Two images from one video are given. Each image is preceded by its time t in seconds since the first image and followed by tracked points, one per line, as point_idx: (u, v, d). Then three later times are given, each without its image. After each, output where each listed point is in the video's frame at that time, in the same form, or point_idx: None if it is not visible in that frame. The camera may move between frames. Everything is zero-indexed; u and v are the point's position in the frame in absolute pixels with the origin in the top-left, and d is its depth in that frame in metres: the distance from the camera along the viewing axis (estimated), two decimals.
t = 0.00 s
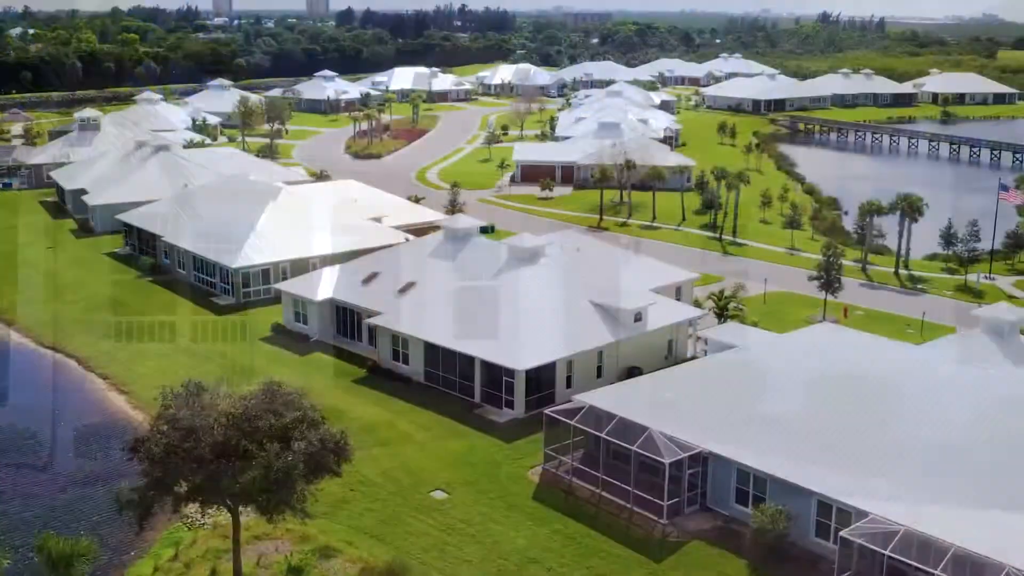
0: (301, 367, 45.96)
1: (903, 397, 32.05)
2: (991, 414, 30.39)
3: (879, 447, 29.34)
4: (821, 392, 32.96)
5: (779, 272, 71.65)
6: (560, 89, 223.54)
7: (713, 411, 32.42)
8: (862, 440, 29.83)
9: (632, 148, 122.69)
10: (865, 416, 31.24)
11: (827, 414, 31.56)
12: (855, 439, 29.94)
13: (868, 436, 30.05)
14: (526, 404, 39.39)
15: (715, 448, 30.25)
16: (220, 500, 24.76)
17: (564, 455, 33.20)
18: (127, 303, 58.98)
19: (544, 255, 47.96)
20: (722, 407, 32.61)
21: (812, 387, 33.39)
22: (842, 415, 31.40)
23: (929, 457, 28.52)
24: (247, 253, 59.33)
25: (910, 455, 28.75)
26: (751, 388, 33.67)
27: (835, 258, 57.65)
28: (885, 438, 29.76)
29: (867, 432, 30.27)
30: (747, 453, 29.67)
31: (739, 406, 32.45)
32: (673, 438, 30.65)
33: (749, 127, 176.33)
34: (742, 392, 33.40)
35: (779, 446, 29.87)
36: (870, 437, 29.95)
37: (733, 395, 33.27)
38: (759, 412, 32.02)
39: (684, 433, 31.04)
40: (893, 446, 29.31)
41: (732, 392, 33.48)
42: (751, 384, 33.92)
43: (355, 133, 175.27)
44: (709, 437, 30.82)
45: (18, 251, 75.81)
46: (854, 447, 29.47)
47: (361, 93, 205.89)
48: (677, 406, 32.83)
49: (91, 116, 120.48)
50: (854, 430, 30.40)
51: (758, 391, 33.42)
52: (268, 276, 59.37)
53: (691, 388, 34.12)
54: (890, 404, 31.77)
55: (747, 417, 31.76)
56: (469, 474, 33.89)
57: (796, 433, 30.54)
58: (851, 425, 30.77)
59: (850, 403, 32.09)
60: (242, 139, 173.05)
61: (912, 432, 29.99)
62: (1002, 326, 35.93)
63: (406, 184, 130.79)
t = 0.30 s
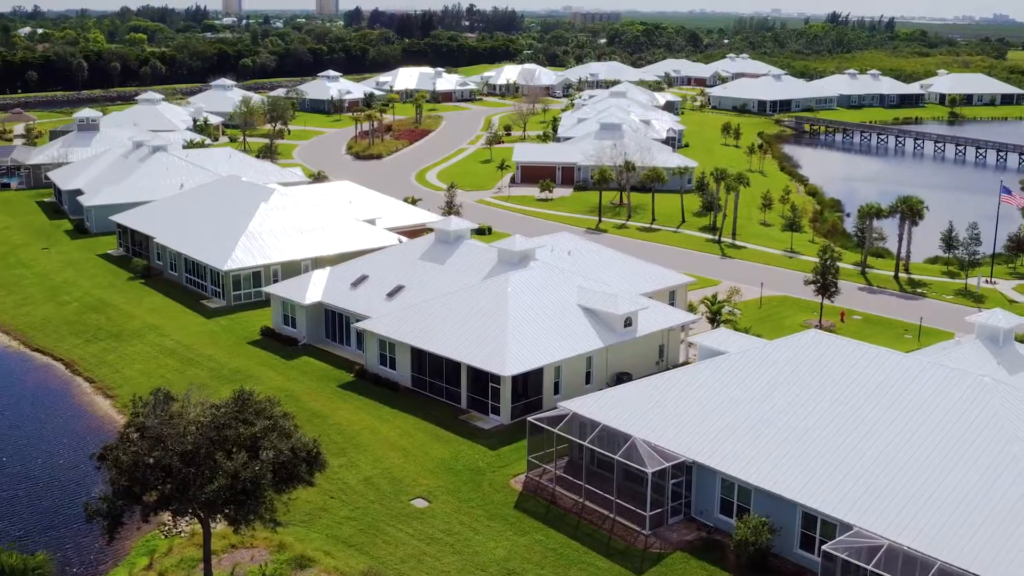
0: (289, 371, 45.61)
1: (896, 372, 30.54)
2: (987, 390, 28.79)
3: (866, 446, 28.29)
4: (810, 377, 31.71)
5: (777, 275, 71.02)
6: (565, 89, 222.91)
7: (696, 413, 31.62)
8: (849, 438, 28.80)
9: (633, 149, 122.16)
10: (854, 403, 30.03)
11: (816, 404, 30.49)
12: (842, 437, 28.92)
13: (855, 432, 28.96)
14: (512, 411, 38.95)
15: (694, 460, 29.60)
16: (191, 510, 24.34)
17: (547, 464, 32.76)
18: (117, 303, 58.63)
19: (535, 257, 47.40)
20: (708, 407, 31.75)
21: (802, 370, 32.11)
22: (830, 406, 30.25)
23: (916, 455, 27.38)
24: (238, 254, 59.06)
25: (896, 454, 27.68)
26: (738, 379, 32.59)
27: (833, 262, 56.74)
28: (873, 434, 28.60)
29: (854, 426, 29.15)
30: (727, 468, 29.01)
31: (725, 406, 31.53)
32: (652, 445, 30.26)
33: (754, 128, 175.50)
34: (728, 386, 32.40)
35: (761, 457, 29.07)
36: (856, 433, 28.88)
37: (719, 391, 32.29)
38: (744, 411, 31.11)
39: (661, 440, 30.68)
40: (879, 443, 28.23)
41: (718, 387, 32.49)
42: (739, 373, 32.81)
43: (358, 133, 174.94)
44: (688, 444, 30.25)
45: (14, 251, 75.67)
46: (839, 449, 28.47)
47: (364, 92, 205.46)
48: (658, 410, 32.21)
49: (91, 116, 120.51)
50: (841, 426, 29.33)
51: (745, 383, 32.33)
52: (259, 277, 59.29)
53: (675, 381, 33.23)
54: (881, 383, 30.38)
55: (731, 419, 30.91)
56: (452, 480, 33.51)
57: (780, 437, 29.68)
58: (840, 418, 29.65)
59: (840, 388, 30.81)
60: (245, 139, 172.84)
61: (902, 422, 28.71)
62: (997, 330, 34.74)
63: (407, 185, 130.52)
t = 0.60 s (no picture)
0: (278, 375, 45.10)
1: (890, 379, 29.95)
2: (982, 399, 28.17)
3: (857, 455, 27.71)
4: (803, 383, 31.12)
5: (778, 279, 70.22)
6: (574, 89, 222.14)
7: (686, 420, 31.07)
8: (841, 446, 28.19)
9: (637, 150, 121.45)
10: (846, 410, 29.45)
11: (808, 411, 29.92)
12: (833, 445, 28.32)
13: (847, 440, 28.38)
14: (501, 417, 38.40)
15: (682, 469, 29.06)
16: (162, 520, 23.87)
17: (532, 473, 32.26)
18: (111, 305, 58.21)
19: (527, 262, 46.87)
20: (697, 414, 31.17)
21: (794, 376, 31.52)
22: (823, 413, 29.66)
23: (907, 465, 26.80)
24: (232, 257, 58.84)
25: (888, 463, 27.09)
26: (730, 385, 32.02)
27: (833, 266, 55.71)
28: (865, 442, 28.01)
29: (845, 434, 28.58)
30: (715, 477, 28.45)
31: (715, 413, 30.94)
32: (636, 453, 29.81)
33: (762, 129, 174.51)
34: (718, 392, 31.85)
35: (751, 466, 28.49)
36: (848, 441, 28.28)
37: (709, 397, 31.73)
38: (735, 418, 30.56)
39: (646, 448, 30.19)
40: (871, 452, 27.65)
41: (708, 393, 31.94)
42: (730, 379, 32.25)
43: (365, 133, 174.64)
44: (674, 453, 29.71)
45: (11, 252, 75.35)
46: (829, 458, 27.88)
47: (372, 92, 205.07)
48: (646, 417, 31.68)
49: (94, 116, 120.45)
50: (833, 433, 28.73)
51: (736, 389, 31.76)
52: (253, 280, 59.09)
53: (664, 387, 32.68)
54: (874, 390, 29.80)
55: (721, 426, 30.34)
56: (436, 489, 33.01)
57: (770, 445, 29.11)
58: (832, 425, 29.06)
59: (834, 394, 30.22)
60: (251, 140, 172.70)
61: (896, 429, 28.12)
62: (993, 340, 33.96)
63: (410, 186, 130.12)
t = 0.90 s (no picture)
0: (271, 379, 44.70)
1: (887, 389, 29.20)
2: (980, 412, 27.35)
3: (850, 466, 27.00)
4: (799, 391, 30.42)
5: (784, 284, 69.32)
6: (590, 89, 221.45)
7: (677, 428, 30.43)
8: (834, 457, 27.48)
9: (648, 151, 120.68)
10: (840, 420, 28.75)
11: (803, 420, 29.23)
12: (827, 456, 27.61)
13: (840, 450, 27.68)
14: (494, 424, 37.82)
15: (671, 478, 28.45)
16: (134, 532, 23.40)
17: (520, 482, 31.71)
18: (111, 306, 57.91)
19: (525, 265, 46.29)
20: (690, 421, 30.54)
21: (790, 384, 30.79)
22: (817, 422, 28.95)
23: (901, 478, 26.09)
24: (232, 259, 58.59)
25: (882, 476, 26.35)
26: (724, 392, 31.38)
27: (841, 272, 54.49)
28: (859, 453, 27.31)
29: (840, 444, 27.85)
30: (703, 488, 27.82)
31: (709, 421, 30.29)
32: (623, 463, 29.23)
33: (778, 129, 173.27)
34: (713, 400, 31.19)
35: (741, 476, 27.84)
36: (842, 452, 27.57)
37: (702, 404, 31.10)
38: (727, 426, 29.91)
39: (634, 458, 29.56)
40: (864, 464, 26.94)
41: (703, 400, 31.29)
42: (725, 386, 31.59)
43: (378, 132, 174.54)
44: (663, 463, 29.09)
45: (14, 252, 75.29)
46: (821, 469, 27.19)
47: (387, 92, 205.02)
48: (638, 426, 31.08)
49: (105, 115, 120.71)
50: (826, 444, 28.02)
51: (731, 397, 31.09)
52: (252, 281, 58.86)
53: (657, 395, 32.05)
54: (871, 400, 29.03)
55: (713, 434, 29.70)
56: (423, 498, 32.50)
57: (763, 454, 28.42)
58: (825, 435, 28.37)
59: (829, 403, 29.53)
60: (264, 140, 172.91)
61: (891, 441, 27.37)
62: (997, 348, 32.93)
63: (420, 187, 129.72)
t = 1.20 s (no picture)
0: (267, 383, 44.25)
1: (883, 398, 28.53)
2: (977, 423, 26.66)
3: (843, 478, 26.35)
4: (795, 401, 29.71)
5: (791, 288, 68.34)
6: (609, 89, 220.45)
7: (669, 436, 29.79)
8: (828, 468, 26.81)
9: (660, 152, 119.72)
10: (835, 429, 28.06)
11: (797, 429, 28.54)
12: (821, 467, 26.93)
13: (833, 461, 27.01)
14: (486, 430, 37.26)
15: (661, 489, 27.84)
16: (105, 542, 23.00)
17: (508, 492, 31.20)
18: (112, 307, 57.70)
19: (523, 269, 45.73)
20: (681, 430, 29.90)
21: (785, 393, 30.14)
22: (811, 432, 28.27)
23: (895, 490, 25.42)
24: (233, 260, 58.29)
25: (876, 488, 25.67)
26: (717, 400, 30.77)
27: (848, 276, 53.36)
28: (853, 465, 26.63)
29: (834, 454, 27.16)
30: (694, 499, 27.20)
31: (702, 429, 29.66)
32: (610, 473, 28.62)
33: (796, 130, 171.67)
34: (706, 408, 30.56)
35: (731, 487, 27.22)
36: (837, 463, 26.88)
37: (696, 413, 30.46)
38: (721, 435, 29.26)
39: (622, 469, 28.94)
40: (857, 476, 26.28)
41: (696, 408, 30.66)
42: (719, 396, 30.95)
43: (393, 132, 174.13)
44: (655, 473, 28.50)
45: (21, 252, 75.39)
46: (814, 481, 26.51)
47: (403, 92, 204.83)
48: (629, 434, 30.46)
49: (117, 115, 121.08)
50: (820, 454, 27.36)
51: (726, 406, 30.43)
52: (254, 283, 58.61)
53: (650, 404, 31.41)
54: (866, 409, 28.33)
55: (705, 443, 29.05)
56: (410, 506, 32.02)
57: (755, 464, 27.77)
58: (820, 445, 27.68)
59: (823, 412, 28.86)
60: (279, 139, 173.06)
61: (886, 452, 26.69)
62: (1000, 358, 32.02)
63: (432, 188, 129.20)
